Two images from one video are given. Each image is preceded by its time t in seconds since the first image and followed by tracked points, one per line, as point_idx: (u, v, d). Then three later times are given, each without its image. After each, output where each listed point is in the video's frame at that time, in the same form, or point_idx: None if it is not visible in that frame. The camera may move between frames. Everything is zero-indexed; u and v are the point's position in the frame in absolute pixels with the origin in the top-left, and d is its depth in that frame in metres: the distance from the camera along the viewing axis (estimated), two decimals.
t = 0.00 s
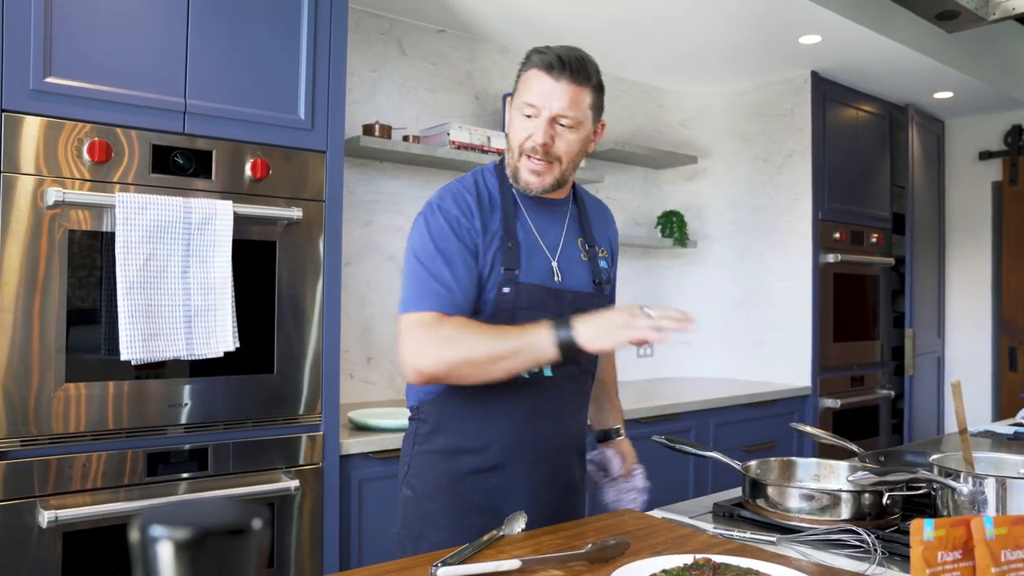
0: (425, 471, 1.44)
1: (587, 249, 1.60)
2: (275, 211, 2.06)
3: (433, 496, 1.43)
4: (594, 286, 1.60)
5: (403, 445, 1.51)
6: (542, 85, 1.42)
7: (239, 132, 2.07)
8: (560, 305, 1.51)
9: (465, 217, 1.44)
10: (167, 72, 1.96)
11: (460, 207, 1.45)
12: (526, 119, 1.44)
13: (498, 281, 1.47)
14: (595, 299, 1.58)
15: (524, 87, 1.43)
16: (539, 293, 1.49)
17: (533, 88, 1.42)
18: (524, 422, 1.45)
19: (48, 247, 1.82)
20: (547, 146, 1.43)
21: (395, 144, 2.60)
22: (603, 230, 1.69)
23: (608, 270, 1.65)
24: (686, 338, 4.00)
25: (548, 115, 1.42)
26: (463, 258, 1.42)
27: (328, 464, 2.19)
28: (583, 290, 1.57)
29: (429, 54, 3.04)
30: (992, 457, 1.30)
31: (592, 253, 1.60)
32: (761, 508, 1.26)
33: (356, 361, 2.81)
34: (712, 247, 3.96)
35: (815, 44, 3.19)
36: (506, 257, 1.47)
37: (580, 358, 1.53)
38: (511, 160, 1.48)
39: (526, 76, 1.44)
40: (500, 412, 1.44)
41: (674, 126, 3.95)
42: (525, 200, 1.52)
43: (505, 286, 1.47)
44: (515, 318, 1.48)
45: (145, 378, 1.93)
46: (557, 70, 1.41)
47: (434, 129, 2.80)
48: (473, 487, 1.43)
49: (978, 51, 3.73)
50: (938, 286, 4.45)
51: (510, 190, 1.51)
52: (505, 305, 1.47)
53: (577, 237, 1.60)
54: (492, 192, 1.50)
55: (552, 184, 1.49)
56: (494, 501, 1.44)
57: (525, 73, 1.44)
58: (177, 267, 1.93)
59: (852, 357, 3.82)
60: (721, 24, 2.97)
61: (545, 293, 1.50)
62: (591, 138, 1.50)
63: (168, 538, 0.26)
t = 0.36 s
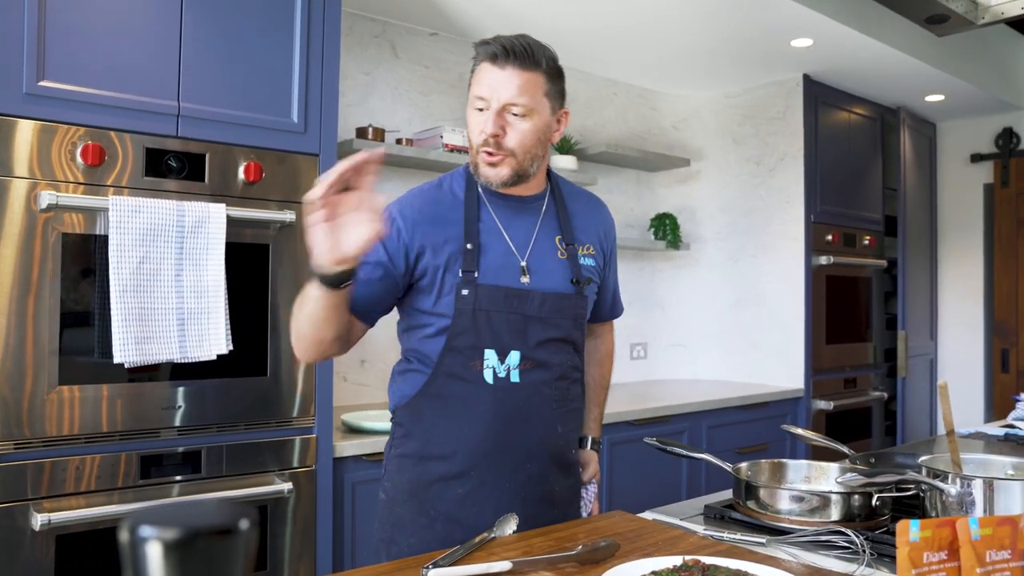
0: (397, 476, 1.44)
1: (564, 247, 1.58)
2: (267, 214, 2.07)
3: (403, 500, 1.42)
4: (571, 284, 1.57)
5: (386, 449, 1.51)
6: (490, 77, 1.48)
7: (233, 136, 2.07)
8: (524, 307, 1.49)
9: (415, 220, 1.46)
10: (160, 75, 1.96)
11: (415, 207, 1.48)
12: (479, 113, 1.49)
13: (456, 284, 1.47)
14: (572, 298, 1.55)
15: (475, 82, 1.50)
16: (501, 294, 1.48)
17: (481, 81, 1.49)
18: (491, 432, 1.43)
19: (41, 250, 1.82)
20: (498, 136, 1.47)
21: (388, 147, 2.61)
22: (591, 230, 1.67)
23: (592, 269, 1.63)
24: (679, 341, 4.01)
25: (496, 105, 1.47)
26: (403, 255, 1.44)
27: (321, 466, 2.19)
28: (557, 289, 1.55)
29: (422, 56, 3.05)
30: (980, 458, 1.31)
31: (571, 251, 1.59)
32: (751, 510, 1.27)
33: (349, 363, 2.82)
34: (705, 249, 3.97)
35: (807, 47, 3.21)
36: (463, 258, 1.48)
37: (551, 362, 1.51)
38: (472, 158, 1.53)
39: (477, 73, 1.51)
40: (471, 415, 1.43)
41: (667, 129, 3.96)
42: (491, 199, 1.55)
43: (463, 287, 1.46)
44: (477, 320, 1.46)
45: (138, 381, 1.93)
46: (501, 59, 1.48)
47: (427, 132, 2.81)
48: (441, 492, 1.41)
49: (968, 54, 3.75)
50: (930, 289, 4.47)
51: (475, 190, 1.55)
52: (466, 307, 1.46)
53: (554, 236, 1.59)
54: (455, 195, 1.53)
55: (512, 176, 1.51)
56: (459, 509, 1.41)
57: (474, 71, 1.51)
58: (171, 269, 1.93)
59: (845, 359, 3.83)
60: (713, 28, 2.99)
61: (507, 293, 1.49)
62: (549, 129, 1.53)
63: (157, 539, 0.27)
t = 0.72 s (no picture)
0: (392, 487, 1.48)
1: (524, 266, 1.51)
2: (271, 218, 2.08)
3: (399, 512, 1.46)
4: (535, 305, 1.51)
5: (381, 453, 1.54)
6: (408, 110, 1.26)
7: (236, 140, 2.08)
8: (494, 342, 1.42)
9: (359, 274, 1.34)
10: (164, 80, 1.97)
11: (356, 258, 1.35)
12: (404, 152, 1.29)
13: (420, 334, 1.39)
14: (539, 322, 1.49)
15: (393, 115, 1.28)
16: (468, 337, 1.40)
17: (401, 116, 1.27)
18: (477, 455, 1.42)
19: (46, 254, 1.83)
20: (433, 179, 1.29)
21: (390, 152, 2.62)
22: (548, 232, 1.60)
23: (553, 277, 1.57)
24: (681, 344, 4.02)
25: (422, 144, 1.27)
26: (350, 317, 1.32)
27: (325, 470, 2.19)
28: (524, 317, 1.48)
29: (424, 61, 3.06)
30: (981, 462, 1.32)
31: (530, 269, 1.51)
32: (753, 513, 1.27)
33: (351, 367, 2.82)
34: (707, 252, 3.98)
35: (808, 51, 3.22)
36: (420, 304, 1.39)
37: (529, 389, 1.48)
38: (403, 200, 1.35)
39: (391, 103, 1.29)
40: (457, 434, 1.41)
41: (668, 133, 3.97)
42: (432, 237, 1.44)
43: (427, 339, 1.38)
44: (447, 368, 1.39)
45: (143, 384, 1.94)
46: (418, 88, 1.26)
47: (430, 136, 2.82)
48: (432, 508, 1.44)
49: (970, 57, 3.75)
50: (932, 292, 4.47)
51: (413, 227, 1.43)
52: (432, 358, 1.39)
53: (511, 253, 1.51)
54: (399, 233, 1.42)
55: (452, 214, 1.35)
56: (452, 523, 1.42)
57: (389, 99, 1.29)
58: (175, 273, 1.94)
59: (847, 362, 3.83)
60: (715, 31, 3.00)
61: (473, 336, 1.41)
62: (483, 152, 1.35)
63: (170, 538, 0.30)
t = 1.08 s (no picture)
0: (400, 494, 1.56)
1: (523, 287, 1.49)
2: (287, 224, 2.10)
3: (407, 517, 1.54)
4: (534, 328, 1.49)
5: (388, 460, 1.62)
6: (430, 141, 1.27)
7: (253, 147, 2.10)
8: (499, 357, 1.46)
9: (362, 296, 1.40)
10: (183, 88, 2.00)
11: (358, 277, 1.41)
12: (423, 181, 1.30)
13: (423, 350, 1.45)
14: (538, 342, 1.49)
15: (412, 143, 1.28)
16: (473, 353, 1.45)
17: (421, 146, 1.27)
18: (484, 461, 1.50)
19: (65, 261, 1.85)
20: (454, 208, 1.31)
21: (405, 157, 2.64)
22: (546, 248, 1.53)
23: (555, 298, 1.52)
24: (695, 349, 4.01)
25: (444, 175, 1.28)
26: (354, 339, 1.38)
27: (340, 474, 2.21)
28: (525, 337, 1.49)
29: (438, 67, 3.08)
30: (999, 467, 1.31)
31: (527, 290, 1.49)
32: (768, 518, 1.27)
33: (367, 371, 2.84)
34: (722, 257, 3.97)
35: (823, 55, 3.21)
36: (422, 323, 1.44)
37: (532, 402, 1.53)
38: (418, 224, 1.37)
39: (408, 130, 1.29)
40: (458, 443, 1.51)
41: (682, 138, 3.97)
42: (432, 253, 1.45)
43: (432, 356, 1.44)
44: (452, 383, 1.45)
45: (160, 388, 1.96)
46: (439, 119, 1.26)
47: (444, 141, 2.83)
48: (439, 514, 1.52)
49: (986, 60, 3.73)
50: (948, 296, 4.43)
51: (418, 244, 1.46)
52: (437, 375, 1.45)
53: (509, 274, 1.49)
54: (402, 251, 1.46)
55: (467, 239, 1.38)
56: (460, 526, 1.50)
57: (406, 126, 1.29)
58: (192, 279, 1.96)
59: (862, 367, 3.81)
60: (728, 36, 3.00)
61: (478, 352, 1.45)
62: (500, 176, 1.37)
63: (194, 541, 0.32)
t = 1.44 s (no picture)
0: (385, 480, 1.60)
1: (490, 295, 1.46)
2: (286, 221, 2.10)
3: (388, 504, 1.58)
4: (499, 338, 1.49)
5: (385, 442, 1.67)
6: (435, 135, 1.27)
7: (252, 144, 2.10)
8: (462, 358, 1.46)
9: (352, 280, 1.49)
10: (182, 85, 2.00)
11: (351, 259, 1.50)
12: (426, 174, 1.30)
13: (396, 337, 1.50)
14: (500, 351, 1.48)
15: (416, 136, 1.29)
16: (438, 349, 1.46)
17: (426, 140, 1.27)
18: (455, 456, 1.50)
19: (64, 257, 1.85)
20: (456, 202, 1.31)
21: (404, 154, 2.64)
22: (516, 254, 1.45)
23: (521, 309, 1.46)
24: (694, 346, 4.01)
25: (449, 169, 1.28)
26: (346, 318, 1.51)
27: (338, 470, 2.21)
28: (487, 346, 1.49)
29: (436, 64, 3.08)
30: (994, 462, 1.32)
31: (494, 296, 1.46)
32: (765, 513, 1.27)
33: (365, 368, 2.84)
34: (721, 254, 3.97)
35: (821, 52, 3.21)
36: (400, 311, 1.48)
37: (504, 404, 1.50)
38: (419, 216, 1.37)
39: (412, 124, 1.29)
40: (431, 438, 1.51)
41: (681, 135, 3.96)
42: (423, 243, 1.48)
43: (401, 343, 1.48)
44: (419, 372, 1.48)
45: (159, 384, 1.96)
46: (446, 113, 1.26)
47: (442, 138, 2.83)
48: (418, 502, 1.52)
49: (985, 58, 3.73)
50: (947, 292, 4.44)
51: (412, 233, 1.49)
52: (406, 362, 1.49)
53: (479, 275, 1.47)
54: (396, 236, 1.50)
55: (466, 232, 1.39)
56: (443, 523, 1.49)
57: (411, 120, 1.29)
58: (190, 276, 1.96)
59: (861, 364, 3.82)
60: (726, 33, 3.00)
61: (444, 347, 1.46)
62: (501, 170, 1.38)
63: (189, 533, 0.44)
